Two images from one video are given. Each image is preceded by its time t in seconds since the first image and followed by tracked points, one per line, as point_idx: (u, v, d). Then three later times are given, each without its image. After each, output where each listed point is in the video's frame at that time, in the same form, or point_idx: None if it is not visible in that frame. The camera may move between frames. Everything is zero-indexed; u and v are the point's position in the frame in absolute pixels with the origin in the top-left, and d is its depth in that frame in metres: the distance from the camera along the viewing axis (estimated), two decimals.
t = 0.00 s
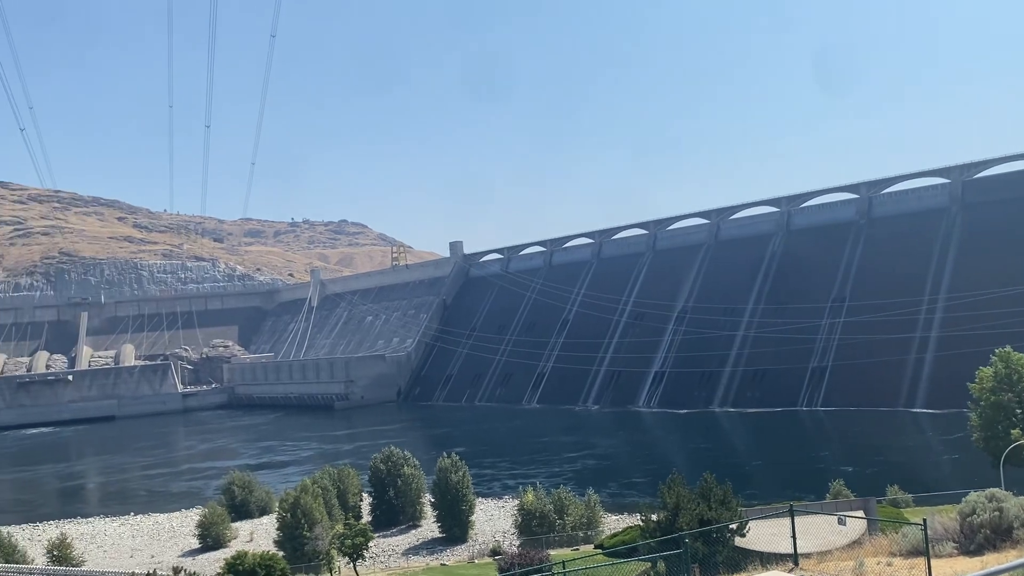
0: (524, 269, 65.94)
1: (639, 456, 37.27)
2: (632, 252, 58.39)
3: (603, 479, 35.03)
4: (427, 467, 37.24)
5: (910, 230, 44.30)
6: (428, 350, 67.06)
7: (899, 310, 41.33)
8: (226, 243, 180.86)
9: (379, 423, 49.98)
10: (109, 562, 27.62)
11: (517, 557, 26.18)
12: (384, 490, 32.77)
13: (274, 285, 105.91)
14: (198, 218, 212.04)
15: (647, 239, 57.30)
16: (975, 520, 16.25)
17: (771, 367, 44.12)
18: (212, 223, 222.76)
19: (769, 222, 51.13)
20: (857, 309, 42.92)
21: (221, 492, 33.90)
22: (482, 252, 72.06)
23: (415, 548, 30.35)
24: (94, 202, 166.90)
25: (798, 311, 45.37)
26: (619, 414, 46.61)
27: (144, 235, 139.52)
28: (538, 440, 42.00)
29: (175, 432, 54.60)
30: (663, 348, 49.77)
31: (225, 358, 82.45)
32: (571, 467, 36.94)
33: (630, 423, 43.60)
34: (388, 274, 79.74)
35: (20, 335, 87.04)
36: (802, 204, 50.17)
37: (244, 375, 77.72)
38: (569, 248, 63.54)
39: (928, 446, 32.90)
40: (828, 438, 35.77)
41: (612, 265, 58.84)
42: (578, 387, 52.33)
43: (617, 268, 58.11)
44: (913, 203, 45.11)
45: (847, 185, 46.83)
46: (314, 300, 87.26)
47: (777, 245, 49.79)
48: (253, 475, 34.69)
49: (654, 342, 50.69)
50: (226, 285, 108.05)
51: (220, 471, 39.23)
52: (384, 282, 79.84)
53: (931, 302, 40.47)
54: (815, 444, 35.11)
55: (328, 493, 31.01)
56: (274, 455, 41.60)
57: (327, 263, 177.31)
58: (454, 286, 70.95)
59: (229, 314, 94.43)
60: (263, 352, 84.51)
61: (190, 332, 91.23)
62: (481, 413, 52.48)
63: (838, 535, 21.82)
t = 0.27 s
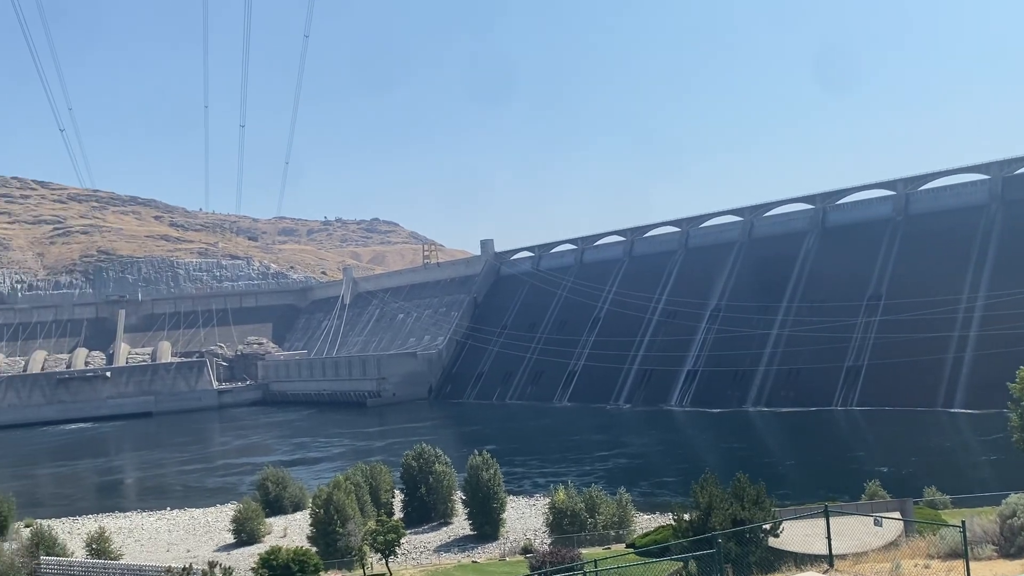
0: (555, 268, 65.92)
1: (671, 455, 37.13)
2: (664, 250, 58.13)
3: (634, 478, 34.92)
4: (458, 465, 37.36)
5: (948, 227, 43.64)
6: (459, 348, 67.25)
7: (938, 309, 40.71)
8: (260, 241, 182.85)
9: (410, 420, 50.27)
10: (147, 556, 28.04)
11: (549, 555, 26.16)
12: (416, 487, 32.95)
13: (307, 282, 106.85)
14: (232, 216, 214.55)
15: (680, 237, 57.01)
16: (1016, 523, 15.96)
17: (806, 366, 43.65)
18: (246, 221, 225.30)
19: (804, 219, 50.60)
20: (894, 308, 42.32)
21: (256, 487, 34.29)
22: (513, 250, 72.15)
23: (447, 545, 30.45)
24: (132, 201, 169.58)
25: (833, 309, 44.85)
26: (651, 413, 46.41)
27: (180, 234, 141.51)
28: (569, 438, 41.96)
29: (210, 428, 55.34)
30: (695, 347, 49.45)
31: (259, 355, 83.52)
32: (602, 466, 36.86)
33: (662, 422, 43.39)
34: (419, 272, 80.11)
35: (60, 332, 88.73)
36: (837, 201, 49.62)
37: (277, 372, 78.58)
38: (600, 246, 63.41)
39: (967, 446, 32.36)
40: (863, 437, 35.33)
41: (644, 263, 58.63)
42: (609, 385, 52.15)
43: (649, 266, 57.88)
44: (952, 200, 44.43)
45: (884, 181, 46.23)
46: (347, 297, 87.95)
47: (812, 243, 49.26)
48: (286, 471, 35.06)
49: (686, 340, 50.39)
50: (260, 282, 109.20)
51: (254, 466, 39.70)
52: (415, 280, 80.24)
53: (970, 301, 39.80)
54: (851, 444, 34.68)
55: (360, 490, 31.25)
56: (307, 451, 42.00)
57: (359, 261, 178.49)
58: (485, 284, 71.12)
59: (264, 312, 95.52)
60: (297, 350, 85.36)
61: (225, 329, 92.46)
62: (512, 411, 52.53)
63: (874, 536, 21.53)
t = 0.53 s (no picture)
0: (587, 265, 65.82)
1: (704, 453, 36.92)
2: (697, 247, 57.77)
3: (667, 476, 34.77)
4: (490, 461, 37.46)
5: (988, 224, 42.91)
6: (491, 345, 67.38)
7: (978, 307, 40.01)
8: (294, 238, 184.56)
9: (442, 416, 50.47)
10: (183, 548, 28.47)
11: (580, 552, 26.12)
12: (447, 483, 33.08)
13: (341, 280, 107.75)
14: (267, 213, 216.78)
15: (713, 234, 56.63)
16: None
17: (842, 364, 43.15)
18: (280, 219, 227.44)
19: (840, 215, 50.00)
20: (933, 305, 41.67)
21: (290, 482, 34.65)
22: (545, 247, 72.15)
23: (478, 541, 30.55)
24: (169, 199, 172.04)
25: (870, 307, 44.27)
26: (684, 411, 46.15)
27: (215, 232, 143.30)
28: (601, 436, 41.86)
29: (246, 423, 56.05)
30: (729, 344, 49.08)
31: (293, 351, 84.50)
32: (634, 464, 36.73)
33: (696, 420, 43.13)
34: (451, 270, 80.37)
35: (99, 328, 90.42)
36: (874, 197, 48.99)
37: (311, 368, 79.34)
38: (632, 243, 63.19)
39: (1008, 447, 31.77)
40: (900, 437, 34.85)
41: (677, 259, 58.33)
42: (642, 383, 51.92)
43: (682, 263, 57.56)
44: (992, 196, 43.66)
45: (922, 177, 45.55)
46: (380, 294, 88.53)
47: (848, 239, 48.65)
48: (320, 466, 35.38)
49: (720, 338, 50.03)
50: (295, 280, 110.29)
51: (288, 461, 40.12)
52: (447, 277, 80.54)
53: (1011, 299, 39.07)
54: (888, 444, 34.21)
55: (393, 485, 31.45)
56: (340, 446, 42.34)
57: (392, 258, 179.47)
58: (517, 281, 71.19)
59: (298, 308, 96.48)
60: (331, 346, 86.12)
61: (260, 325, 93.52)
62: (544, 408, 52.51)
63: (911, 537, 21.21)
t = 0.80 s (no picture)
0: (620, 261, 65.59)
1: (738, 450, 36.65)
2: (732, 243, 57.29)
3: (700, 473, 34.58)
4: (523, 457, 37.54)
5: None
6: (524, 341, 67.45)
7: (1020, 304, 39.22)
8: (329, 234, 186.21)
9: (475, 411, 50.66)
10: (221, 540, 28.86)
11: (614, 549, 26.04)
12: (480, 478, 33.21)
13: (375, 276, 108.72)
14: (302, 210, 218.97)
15: (749, 230, 56.13)
16: None
17: (879, 361, 42.57)
18: (315, 215, 229.48)
19: (878, 210, 49.27)
20: (974, 302, 40.94)
21: (325, 476, 35.01)
22: (577, 243, 71.98)
23: (511, 536, 30.62)
24: (206, 196, 174.44)
25: (908, 303, 43.61)
26: (718, 408, 45.83)
27: (252, 228, 145.09)
28: (634, 433, 41.73)
29: (281, 417, 56.73)
30: (764, 341, 48.64)
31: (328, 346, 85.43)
32: (668, 461, 36.56)
33: (730, 417, 42.82)
34: (484, 266, 80.53)
35: (138, 323, 92.19)
36: (914, 192, 48.18)
37: (346, 363, 80.06)
38: (666, 239, 62.82)
39: None
40: (940, 435, 34.29)
41: (711, 255, 57.90)
42: (676, 379, 51.63)
43: (716, 258, 57.12)
44: None
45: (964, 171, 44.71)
46: (413, 290, 89.00)
47: (886, 235, 47.93)
48: (354, 460, 35.72)
49: (755, 334, 49.59)
50: (329, 276, 111.31)
51: (322, 455, 40.54)
52: (480, 273, 80.70)
53: None
54: (927, 442, 33.68)
55: (426, 480, 31.64)
56: (374, 441, 42.70)
57: (425, 254, 180.20)
58: (550, 277, 71.16)
59: (333, 303, 97.37)
60: (365, 341, 86.81)
61: (295, 321, 94.57)
62: (577, 404, 52.49)
63: (949, 537, 20.87)
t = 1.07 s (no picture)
0: (655, 255, 65.23)
1: (774, 447, 36.31)
2: (769, 237, 56.69)
3: (735, 470, 34.31)
4: (556, 452, 37.54)
5: None
6: (557, 336, 67.42)
7: None
8: (364, 229, 187.50)
9: (509, 406, 50.76)
10: (259, 532, 29.26)
11: (648, 545, 25.94)
12: (514, 472, 33.26)
13: (409, 271, 109.24)
14: (337, 206, 220.71)
15: (786, 224, 55.48)
16: None
17: (919, 358, 41.88)
18: (351, 210, 231.12)
19: (918, 204, 48.42)
20: (1017, 298, 40.09)
21: (360, 469, 35.31)
22: (611, 238, 71.72)
23: (545, 531, 30.63)
24: (244, 191, 176.54)
25: (949, 299, 42.86)
26: (753, 405, 45.45)
27: (289, 223, 146.60)
28: (668, 428, 41.54)
29: (317, 411, 57.33)
30: (801, 337, 48.11)
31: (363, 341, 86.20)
32: (702, 457, 36.35)
33: (766, 414, 42.44)
34: (518, 261, 80.56)
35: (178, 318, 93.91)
36: (955, 185, 47.26)
37: (380, 357, 80.64)
38: (702, 233, 62.35)
39: None
40: (982, 433, 33.63)
41: (747, 250, 57.37)
42: (711, 375, 51.27)
43: (752, 253, 56.57)
44: None
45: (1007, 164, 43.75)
46: (447, 285, 89.33)
47: (926, 229, 47.11)
48: (389, 454, 36.00)
49: (792, 330, 49.06)
50: (365, 271, 112.12)
51: (358, 448, 40.93)
52: (514, 268, 80.73)
53: None
54: (969, 440, 33.07)
55: (460, 474, 31.76)
56: (409, 434, 43.00)
57: (459, 249, 180.57)
58: (583, 272, 71.00)
59: (368, 298, 98.09)
60: (400, 336, 87.39)
61: (331, 315, 95.48)
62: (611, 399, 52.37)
63: (991, 536, 20.46)
